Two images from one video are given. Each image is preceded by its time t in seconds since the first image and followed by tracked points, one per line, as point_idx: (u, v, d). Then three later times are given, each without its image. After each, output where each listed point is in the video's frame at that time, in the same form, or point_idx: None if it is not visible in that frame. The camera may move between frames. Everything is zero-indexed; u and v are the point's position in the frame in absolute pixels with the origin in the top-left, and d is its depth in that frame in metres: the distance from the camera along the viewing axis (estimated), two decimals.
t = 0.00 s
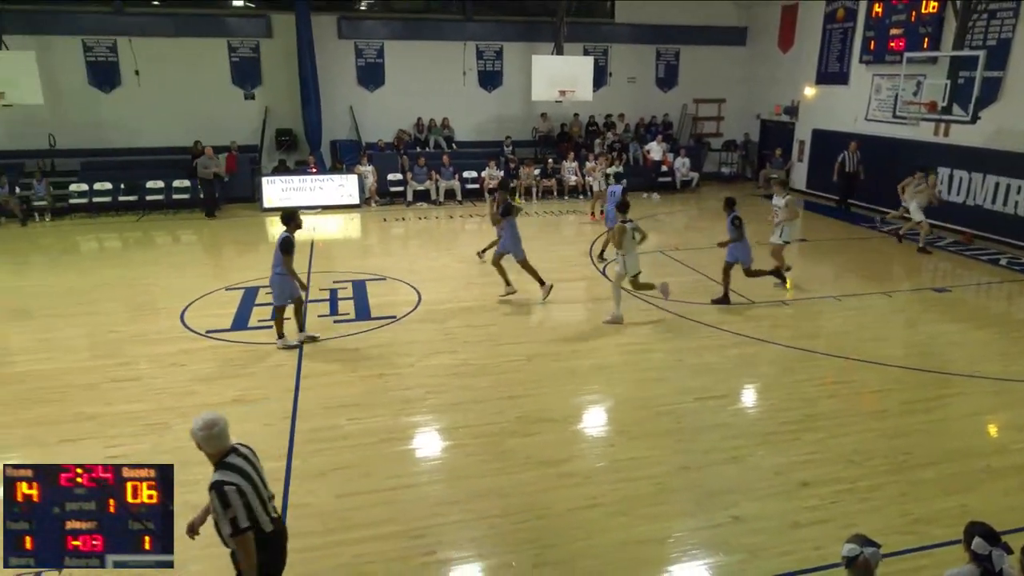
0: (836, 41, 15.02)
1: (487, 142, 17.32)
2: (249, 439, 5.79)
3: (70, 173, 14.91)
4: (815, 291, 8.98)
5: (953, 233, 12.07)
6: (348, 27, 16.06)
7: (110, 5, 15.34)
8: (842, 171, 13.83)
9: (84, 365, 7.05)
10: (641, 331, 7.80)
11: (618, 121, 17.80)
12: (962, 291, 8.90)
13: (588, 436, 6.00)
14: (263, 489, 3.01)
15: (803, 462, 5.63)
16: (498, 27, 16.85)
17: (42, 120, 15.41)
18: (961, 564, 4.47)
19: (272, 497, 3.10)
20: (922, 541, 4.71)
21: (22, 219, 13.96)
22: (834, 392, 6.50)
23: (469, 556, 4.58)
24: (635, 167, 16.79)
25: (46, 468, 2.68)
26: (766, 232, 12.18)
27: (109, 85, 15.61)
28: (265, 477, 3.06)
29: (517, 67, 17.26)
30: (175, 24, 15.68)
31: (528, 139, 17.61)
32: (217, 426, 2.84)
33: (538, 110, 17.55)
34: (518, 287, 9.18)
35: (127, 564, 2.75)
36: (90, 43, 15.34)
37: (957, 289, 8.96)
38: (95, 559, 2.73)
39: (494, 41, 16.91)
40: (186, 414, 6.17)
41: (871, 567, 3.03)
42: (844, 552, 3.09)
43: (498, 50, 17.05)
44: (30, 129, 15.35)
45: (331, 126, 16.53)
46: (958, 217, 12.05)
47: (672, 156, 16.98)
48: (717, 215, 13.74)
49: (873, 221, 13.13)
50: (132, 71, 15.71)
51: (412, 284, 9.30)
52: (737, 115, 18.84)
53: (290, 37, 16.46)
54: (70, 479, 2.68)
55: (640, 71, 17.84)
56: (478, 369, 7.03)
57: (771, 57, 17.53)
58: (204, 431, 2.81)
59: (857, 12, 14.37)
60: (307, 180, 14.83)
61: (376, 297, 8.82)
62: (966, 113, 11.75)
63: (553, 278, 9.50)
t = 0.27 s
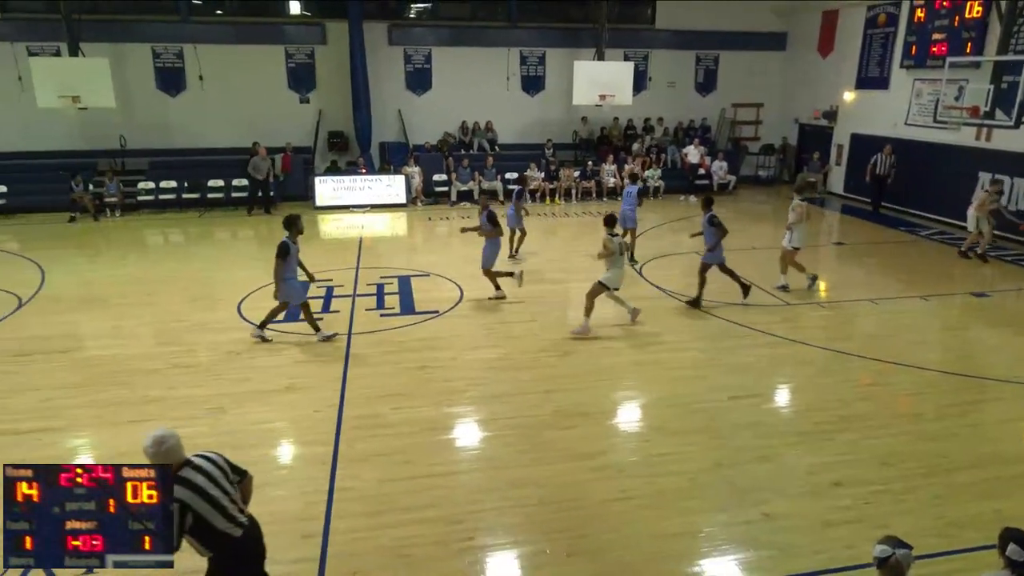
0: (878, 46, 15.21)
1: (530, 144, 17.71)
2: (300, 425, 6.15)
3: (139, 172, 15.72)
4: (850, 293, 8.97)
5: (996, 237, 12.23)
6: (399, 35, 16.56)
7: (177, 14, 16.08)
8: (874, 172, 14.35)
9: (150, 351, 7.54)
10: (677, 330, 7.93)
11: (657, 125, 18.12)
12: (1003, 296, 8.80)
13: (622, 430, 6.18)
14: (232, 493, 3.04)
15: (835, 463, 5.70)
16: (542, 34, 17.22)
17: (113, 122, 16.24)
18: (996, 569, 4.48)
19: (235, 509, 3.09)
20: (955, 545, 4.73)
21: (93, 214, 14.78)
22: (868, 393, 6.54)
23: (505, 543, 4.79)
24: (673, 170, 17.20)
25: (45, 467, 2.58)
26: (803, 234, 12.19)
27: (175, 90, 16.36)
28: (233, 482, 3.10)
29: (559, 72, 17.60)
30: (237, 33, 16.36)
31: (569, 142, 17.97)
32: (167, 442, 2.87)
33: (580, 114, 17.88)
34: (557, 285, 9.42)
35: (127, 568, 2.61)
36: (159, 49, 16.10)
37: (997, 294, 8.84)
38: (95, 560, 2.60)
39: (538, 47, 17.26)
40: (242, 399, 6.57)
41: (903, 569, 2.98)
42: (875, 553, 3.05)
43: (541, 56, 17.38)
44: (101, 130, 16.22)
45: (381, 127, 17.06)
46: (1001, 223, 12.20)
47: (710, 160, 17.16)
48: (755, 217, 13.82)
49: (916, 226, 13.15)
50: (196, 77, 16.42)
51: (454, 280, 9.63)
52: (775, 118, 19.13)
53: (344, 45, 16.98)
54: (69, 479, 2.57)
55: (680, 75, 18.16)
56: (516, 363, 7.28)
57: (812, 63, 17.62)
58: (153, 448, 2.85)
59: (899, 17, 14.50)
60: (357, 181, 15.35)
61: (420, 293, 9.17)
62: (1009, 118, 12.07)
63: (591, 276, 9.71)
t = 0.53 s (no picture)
0: (908, 52, 15.14)
1: (561, 148, 18.14)
2: (340, 414, 6.49)
3: (193, 173, 16.37)
4: (877, 296, 9.00)
5: None
6: (437, 42, 16.99)
7: (230, 23, 16.72)
8: (896, 178, 14.45)
9: (201, 341, 7.98)
10: (705, 330, 8.08)
11: (688, 130, 18.47)
12: None
13: (648, 426, 6.36)
14: (178, 499, 3.05)
15: (859, 463, 5.78)
16: (574, 41, 17.54)
17: (169, 126, 16.98)
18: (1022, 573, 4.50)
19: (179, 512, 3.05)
20: (980, 548, 4.77)
21: (150, 211, 15.42)
22: (894, 396, 6.60)
23: (533, 532, 5.00)
24: (702, 175, 17.09)
25: (45, 466, 2.37)
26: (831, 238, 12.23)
27: (227, 96, 17.01)
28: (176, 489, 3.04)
29: (591, 79, 17.97)
30: (284, 41, 16.91)
31: (600, 146, 18.33)
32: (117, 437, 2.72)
33: (611, 119, 18.24)
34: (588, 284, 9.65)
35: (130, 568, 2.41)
36: (214, 57, 16.75)
37: None
38: (95, 561, 2.39)
39: (571, 55, 17.66)
40: (286, 388, 6.94)
41: (928, 571, 2.74)
42: (898, 553, 2.84)
43: (574, 63, 17.78)
44: (158, 134, 16.99)
45: (419, 131, 17.57)
46: None
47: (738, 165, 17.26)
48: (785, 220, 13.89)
49: (945, 231, 13.18)
50: (247, 84, 17.04)
51: (488, 279, 9.94)
52: (803, 123, 19.27)
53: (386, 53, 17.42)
54: (69, 478, 2.37)
55: (709, 81, 18.49)
56: (546, 359, 7.52)
57: (841, 69, 17.65)
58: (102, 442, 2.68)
59: (930, 24, 14.48)
60: (396, 182, 15.77)
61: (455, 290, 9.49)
62: None
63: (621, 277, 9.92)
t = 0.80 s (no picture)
0: (933, 60, 15.10)
1: (587, 153, 18.36)
2: (374, 406, 6.80)
3: (238, 174, 16.98)
4: (899, 300, 9.05)
5: None
6: (470, 51, 17.39)
7: (274, 33, 17.38)
8: (909, 182, 14.67)
9: (244, 334, 8.40)
10: (729, 331, 8.22)
11: (711, 135, 18.51)
12: None
13: (670, 423, 6.53)
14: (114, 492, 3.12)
15: (879, 464, 5.86)
16: (600, 48, 17.74)
17: (216, 129, 17.61)
18: None
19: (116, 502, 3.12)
20: (1002, 550, 4.79)
21: (198, 211, 16.07)
22: (915, 399, 6.68)
23: (556, 523, 5.19)
24: (724, 178, 17.45)
25: (46, 467, 2.53)
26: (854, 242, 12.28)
27: (271, 101, 17.58)
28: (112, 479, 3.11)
29: (618, 86, 18.10)
30: (324, 50, 17.41)
31: (626, 151, 18.50)
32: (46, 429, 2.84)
33: (637, 124, 18.36)
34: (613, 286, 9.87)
35: (128, 566, 2.55)
36: (258, 66, 17.33)
37: None
38: (95, 560, 2.53)
39: (598, 62, 17.83)
40: (323, 380, 7.29)
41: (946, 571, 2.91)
42: (918, 556, 3.00)
43: (601, 70, 17.93)
44: (206, 138, 17.65)
45: (450, 135, 17.99)
46: None
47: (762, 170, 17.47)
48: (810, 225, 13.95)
49: (968, 237, 13.16)
50: (289, 90, 17.57)
51: (516, 278, 10.21)
52: (827, 129, 19.14)
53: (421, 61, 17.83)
54: (70, 479, 2.53)
55: (733, 89, 18.51)
56: (571, 356, 7.75)
57: (864, 75, 17.61)
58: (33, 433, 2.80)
59: (954, 31, 14.41)
60: (429, 184, 16.14)
61: (484, 289, 9.78)
62: None
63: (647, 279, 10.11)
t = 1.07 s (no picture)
0: (949, 68, 15.04)
1: (607, 159, 18.60)
2: (400, 399, 7.12)
3: (275, 177, 17.54)
4: (914, 304, 9.14)
5: None
6: (496, 60, 17.72)
7: (310, 43, 17.83)
8: (920, 188, 14.86)
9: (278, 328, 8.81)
10: (747, 332, 8.39)
11: (727, 142, 18.51)
12: None
13: (685, 420, 6.74)
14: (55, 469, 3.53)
15: (892, 464, 5.97)
16: (622, 57, 17.94)
17: (255, 134, 18.21)
18: None
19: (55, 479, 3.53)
20: (1015, 552, 4.86)
21: (237, 212, 16.66)
22: (927, 401, 6.80)
23: (573, 514, 5.41)
24: (740, 184, 17.54)
25: (45, 466, 2.54)
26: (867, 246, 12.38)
27: (306, 108, 18.12)
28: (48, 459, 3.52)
29: (639, 93, 18.33)
30: (357, 59, 17.84)
31: (645, 156, 18.70)
32: None
33: (656, 130, 18.53)
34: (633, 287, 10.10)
35: (128, 566, 2.57)
36: (295, 74, 17.88)
37: None
38: (95, 560, 2.55)
39: (619, 70, 18.07)
40: (352, 373, 7.65)
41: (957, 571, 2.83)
42: (928, 554, 2.92)
43: (622, 78, 18.19)
44: (246, 142, 18.27)
45: (475, 140, 18.39)
46: None
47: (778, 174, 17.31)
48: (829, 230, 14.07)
49: (982, 241, 13.11)
50: (324, 97, 18.10)
51: (538, 278, 10.49)
52: (843, 133, 19.11)
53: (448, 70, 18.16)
54: (69, 478, 2.52)
55: (751, 96, 18.57)
56: (590, 354, 8.00)
57: (881, 81, 17.60)
58: None
59: (972, 39, 14.34)
60: (455, 188, 16.47)
61: (507, 288, 10.08)
62: None
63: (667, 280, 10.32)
